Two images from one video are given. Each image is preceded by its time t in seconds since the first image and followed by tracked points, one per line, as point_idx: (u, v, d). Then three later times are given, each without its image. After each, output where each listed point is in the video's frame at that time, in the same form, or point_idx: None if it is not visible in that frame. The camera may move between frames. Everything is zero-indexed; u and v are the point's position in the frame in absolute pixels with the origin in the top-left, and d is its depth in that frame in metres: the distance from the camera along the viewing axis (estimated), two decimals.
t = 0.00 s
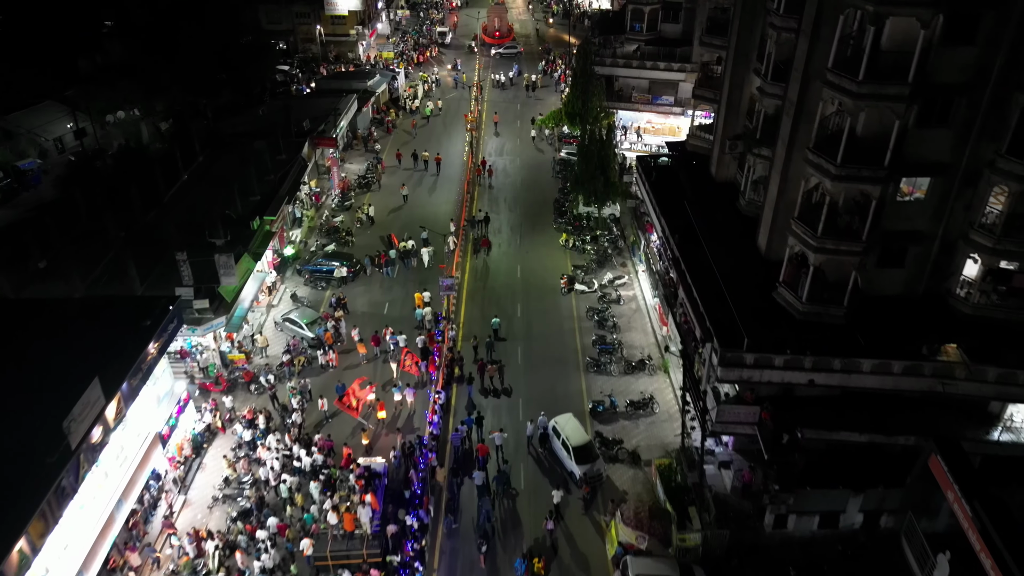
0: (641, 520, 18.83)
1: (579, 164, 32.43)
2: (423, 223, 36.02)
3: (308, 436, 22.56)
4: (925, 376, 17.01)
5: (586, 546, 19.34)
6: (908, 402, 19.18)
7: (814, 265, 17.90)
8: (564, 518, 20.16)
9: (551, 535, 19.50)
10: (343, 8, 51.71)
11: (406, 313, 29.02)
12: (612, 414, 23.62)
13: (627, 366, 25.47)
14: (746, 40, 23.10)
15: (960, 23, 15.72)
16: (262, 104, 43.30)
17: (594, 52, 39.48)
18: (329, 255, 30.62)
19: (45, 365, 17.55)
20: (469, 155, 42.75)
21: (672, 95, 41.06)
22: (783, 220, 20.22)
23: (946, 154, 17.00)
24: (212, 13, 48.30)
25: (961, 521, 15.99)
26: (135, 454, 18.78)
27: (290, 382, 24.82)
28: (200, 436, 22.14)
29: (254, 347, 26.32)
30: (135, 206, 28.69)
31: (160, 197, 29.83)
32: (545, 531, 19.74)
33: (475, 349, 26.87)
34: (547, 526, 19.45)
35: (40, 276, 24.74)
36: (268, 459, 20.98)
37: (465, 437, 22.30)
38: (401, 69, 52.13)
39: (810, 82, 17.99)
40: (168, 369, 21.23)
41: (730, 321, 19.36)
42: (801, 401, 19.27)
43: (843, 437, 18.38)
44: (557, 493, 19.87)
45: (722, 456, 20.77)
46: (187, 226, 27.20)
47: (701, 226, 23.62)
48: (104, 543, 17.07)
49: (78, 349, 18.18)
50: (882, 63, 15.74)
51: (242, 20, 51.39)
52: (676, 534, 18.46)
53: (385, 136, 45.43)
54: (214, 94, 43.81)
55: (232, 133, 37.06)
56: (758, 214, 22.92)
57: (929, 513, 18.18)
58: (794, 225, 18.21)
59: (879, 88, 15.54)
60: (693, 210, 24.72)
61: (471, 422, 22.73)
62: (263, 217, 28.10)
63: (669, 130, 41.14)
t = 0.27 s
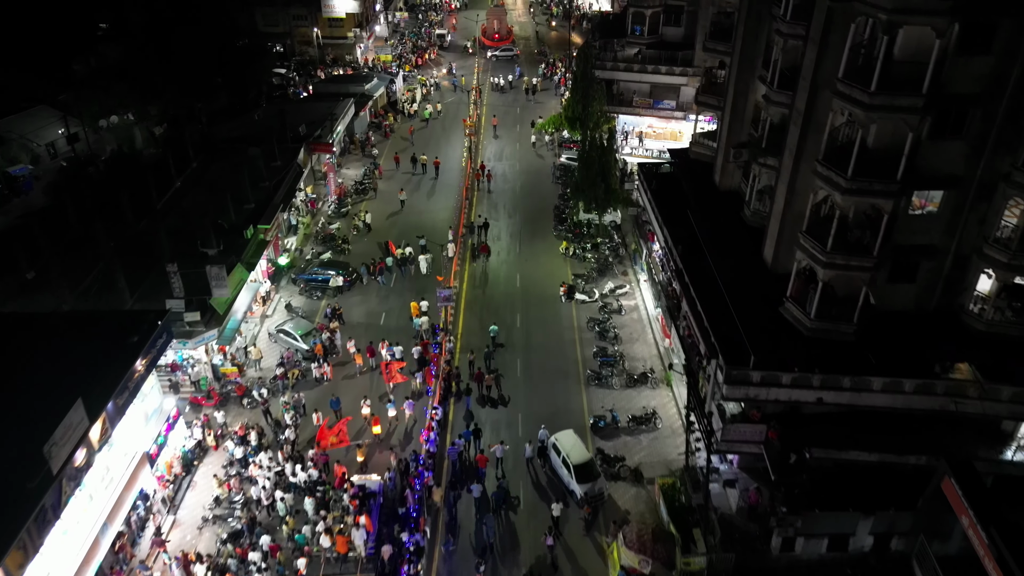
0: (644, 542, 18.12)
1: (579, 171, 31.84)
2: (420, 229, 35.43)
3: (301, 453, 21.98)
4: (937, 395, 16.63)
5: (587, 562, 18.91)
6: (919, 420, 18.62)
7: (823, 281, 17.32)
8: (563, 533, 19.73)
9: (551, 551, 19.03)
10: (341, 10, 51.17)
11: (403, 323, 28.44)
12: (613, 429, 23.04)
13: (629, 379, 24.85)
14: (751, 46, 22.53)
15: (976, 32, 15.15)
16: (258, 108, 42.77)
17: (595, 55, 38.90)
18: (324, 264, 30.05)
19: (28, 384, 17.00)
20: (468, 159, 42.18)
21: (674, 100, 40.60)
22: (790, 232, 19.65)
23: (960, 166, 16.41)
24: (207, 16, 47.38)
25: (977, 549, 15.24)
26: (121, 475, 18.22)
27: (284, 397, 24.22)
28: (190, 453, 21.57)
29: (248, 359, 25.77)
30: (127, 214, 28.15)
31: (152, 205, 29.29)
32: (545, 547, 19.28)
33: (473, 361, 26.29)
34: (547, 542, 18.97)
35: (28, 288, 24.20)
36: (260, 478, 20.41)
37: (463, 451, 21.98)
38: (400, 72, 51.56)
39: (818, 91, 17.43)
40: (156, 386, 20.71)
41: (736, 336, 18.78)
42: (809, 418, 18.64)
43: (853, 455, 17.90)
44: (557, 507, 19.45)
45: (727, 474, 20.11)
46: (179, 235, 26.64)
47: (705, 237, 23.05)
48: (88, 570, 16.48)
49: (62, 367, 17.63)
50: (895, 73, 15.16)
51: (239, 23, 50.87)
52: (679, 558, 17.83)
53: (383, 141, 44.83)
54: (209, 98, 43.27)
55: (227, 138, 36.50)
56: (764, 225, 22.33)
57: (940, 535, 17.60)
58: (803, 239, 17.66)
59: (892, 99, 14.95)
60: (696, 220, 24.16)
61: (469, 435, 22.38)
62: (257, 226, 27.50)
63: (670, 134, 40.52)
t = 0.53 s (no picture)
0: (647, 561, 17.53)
1: (579, 176, 31.26)
2: (418, 234, 34.83)
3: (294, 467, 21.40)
4: (951, 412, 16.07)
5: None
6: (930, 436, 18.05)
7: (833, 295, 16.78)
8: (563, 546, 19.24)
9: (551, 564, 18.53)
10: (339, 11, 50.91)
11: (400, 332, 27.86)
12: (615, 442, 22.44)
13: (631, 390, 24.21)
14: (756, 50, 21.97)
15: (994, 39, 14.60)
16: (254, 110, 42.24)
17: (596, 57, 38.37)
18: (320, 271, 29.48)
19: (11, 402, 16.49)
20: (467, 162, 41.60)
21: (676, 101, 40.07)
22: (798, 243, 19.10)
23: (975, 177, 15.88)
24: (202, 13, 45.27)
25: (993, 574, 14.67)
26: (108, 494, 17.67)
27: (277, 409, 23.62)
28: (181, 468, 20.98)
29: (240, 369, 25.19)
30: (118, 221, 27.61)
31: (143, 211, 28.75)
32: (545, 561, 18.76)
33: (471, 371, 25.71)
34: (547, 555, 18.48)
35: (15, 297, 23.69)
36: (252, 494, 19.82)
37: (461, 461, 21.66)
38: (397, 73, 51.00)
39: (826, 100, 16.90)
40: (145, 400, 20.18)
41: (742, 350, 18.22)
42: (818, 435, 17.98)
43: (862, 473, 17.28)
44: (556, 519, 19.01)
45: (732, 490, 19.76)
46: (170, 243, 26.10)
47: (709, 245, 22.51)
48: None
49: (48, 384, 17.15)
50: (908, 82, 14.63)
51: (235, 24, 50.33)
52: None
53: (380, 143, 44.24)
54: (204, 100, 42.78)
55: (221, 141, 35.97)
56: (770, 234, 21.78)
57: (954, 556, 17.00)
58: (811, 251, 17.13)
59: (906, 109, 14.43)
60: (700, 227, 23.61)
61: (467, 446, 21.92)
62: (251, 232, 26.94)
63: (672, 136, 39.93)
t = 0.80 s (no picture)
0: (649, 562, 17.09)
1: (581, 162, 30.53)
2: (416, 221, 34.16)
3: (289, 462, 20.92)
4: (962, 412, 15.81)
5: None
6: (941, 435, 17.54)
7: (843, 292, 16.27)
8: (562, 539, 19.03)
9: (552, 559, 18.25)
10: None
11: (397, 322, 27.33)
12: (616, 437, 21.96)
13: (633, 383, 23.71)
14: (764, 35, 21.26)
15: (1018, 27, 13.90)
16: (248, 94, 41.40)
17: (598, 38, 37.55)
18: (315, 260, 28.90)
19: None
20: (466, 146, 40.81)
21: (679, 84, 38.93)
22: (807, 236, 18.51)
23: (993, 171, 15.26)
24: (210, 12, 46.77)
25: None
26: (97, 494, 17.23)
27: (271, 403, 23.12)
28: (173, 465, 20.53)
29: (234, 362, 24.68)
30: (108, 211, 27.02)
31: (134, 200, 28.16)
32: (545, 556, 18.52)
33: (470, 363, 25.20)
34: (548, 549, 18.21)
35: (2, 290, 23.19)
36: (246, 491, 19.35)
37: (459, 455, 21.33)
38: (395, 54, 49.97)
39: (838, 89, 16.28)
40: (135, 397, 19.73)
41: (748, 348, 17.71)
42: (825, 430, 17.18)
43: (870, 472, 16.54)
44: (553, 511, 18.76)
45: (735, 487, 19.10)
46: (161, 233, 25.54)
47: (714, 237, 21.93)
48: None
49: (32, 385, 16.73)
50: (927, 72, 13.95)
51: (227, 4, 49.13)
52: None
53: (377, 126, 43.38)
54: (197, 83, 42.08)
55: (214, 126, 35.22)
56: (777, 225, 21.16)
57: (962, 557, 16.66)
58: (821, 246, 16.57)
59: (925, 101, 13.77)
60: (704, 218, 22.99)
61: (465, 439, 21.60)
62: (244, 221, 26.50)
63: (675, 119, 39.48)
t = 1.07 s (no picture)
0: (653, 562, 16.67)
1: (582, 146, 29.85)
2: (414, 206, 33.54)
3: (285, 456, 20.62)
4: (974, 410, 15.37)
5: None
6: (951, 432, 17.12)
7: (853, 288, 15.73)
8: (563, 529, 18.87)
9: (554, 552, 18.08)
10: None
11: (395, 311, 26.83)
12: (617, 430, 21.58)
13: (635, 375, 23.30)
14: (773, 17, 20.52)
15: None
16: (242, 75, 40.48)
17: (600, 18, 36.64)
18: (311, 247, 28.31)
19: None
20: (465, 128, 40.04)
21: (682, 65, 37.93)
22: (816, 227, 17.94)
23: (1011, 162, 14.66)
24: None
25: None
26: (87, 493, 16.89)
27: (266, 395, 22.72)
28: (166, 459, 20.20)
29: (228, 353, 24.18)
30: (98, 197, 26.37)
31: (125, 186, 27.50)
32: (547, 548, 18.33)
33: (469, 354, 24.76)
34: (550, 541, 18.07)
35: None
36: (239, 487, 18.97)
37: (457, 444, 21.24)
38: (392, 33, 48.92)
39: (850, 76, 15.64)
40: (127, 391, 19.35)
41: (753, 343, 17.23)
42: (831, 426, 16.53)
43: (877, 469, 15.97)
44: (553, 502, 18.59)
45: (740, 483, 18.41)
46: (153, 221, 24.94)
47: (719, 227, 21.36)
48: None
49: (17, 384, 16.30)
50: (945, 60, 13.29)
51: None
52: None
53: (375, 107, 42.53)
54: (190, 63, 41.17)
55: (207, 109, 34.48)
56: (784, 215, 20.58)
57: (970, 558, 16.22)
58: (831, 239, 16.03)
59: (943, 90, 13.12)
60: (709, 207, 22.43)
61: (464, 429, 21.36)
62: (237, 208, 25.92)
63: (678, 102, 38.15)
